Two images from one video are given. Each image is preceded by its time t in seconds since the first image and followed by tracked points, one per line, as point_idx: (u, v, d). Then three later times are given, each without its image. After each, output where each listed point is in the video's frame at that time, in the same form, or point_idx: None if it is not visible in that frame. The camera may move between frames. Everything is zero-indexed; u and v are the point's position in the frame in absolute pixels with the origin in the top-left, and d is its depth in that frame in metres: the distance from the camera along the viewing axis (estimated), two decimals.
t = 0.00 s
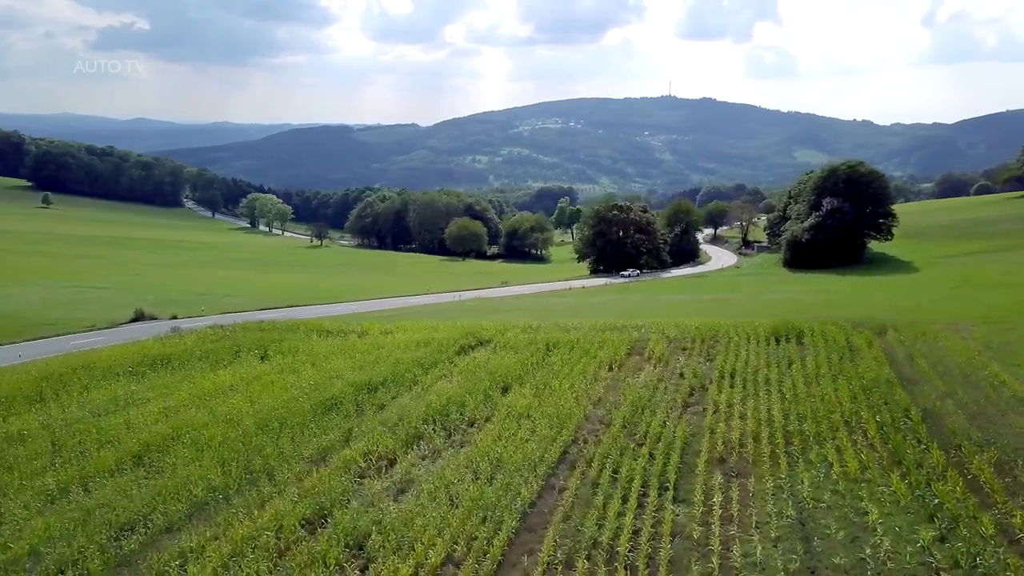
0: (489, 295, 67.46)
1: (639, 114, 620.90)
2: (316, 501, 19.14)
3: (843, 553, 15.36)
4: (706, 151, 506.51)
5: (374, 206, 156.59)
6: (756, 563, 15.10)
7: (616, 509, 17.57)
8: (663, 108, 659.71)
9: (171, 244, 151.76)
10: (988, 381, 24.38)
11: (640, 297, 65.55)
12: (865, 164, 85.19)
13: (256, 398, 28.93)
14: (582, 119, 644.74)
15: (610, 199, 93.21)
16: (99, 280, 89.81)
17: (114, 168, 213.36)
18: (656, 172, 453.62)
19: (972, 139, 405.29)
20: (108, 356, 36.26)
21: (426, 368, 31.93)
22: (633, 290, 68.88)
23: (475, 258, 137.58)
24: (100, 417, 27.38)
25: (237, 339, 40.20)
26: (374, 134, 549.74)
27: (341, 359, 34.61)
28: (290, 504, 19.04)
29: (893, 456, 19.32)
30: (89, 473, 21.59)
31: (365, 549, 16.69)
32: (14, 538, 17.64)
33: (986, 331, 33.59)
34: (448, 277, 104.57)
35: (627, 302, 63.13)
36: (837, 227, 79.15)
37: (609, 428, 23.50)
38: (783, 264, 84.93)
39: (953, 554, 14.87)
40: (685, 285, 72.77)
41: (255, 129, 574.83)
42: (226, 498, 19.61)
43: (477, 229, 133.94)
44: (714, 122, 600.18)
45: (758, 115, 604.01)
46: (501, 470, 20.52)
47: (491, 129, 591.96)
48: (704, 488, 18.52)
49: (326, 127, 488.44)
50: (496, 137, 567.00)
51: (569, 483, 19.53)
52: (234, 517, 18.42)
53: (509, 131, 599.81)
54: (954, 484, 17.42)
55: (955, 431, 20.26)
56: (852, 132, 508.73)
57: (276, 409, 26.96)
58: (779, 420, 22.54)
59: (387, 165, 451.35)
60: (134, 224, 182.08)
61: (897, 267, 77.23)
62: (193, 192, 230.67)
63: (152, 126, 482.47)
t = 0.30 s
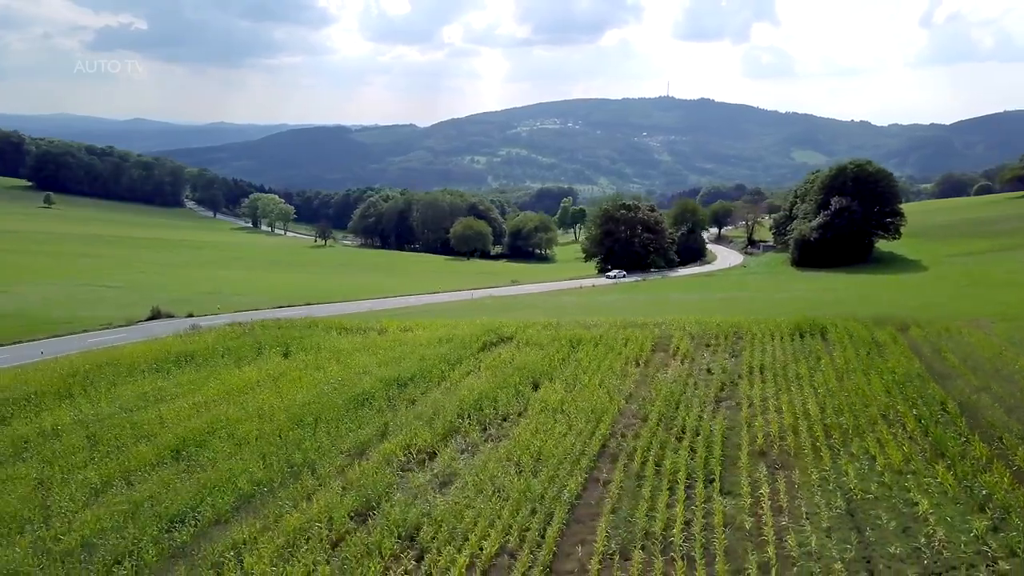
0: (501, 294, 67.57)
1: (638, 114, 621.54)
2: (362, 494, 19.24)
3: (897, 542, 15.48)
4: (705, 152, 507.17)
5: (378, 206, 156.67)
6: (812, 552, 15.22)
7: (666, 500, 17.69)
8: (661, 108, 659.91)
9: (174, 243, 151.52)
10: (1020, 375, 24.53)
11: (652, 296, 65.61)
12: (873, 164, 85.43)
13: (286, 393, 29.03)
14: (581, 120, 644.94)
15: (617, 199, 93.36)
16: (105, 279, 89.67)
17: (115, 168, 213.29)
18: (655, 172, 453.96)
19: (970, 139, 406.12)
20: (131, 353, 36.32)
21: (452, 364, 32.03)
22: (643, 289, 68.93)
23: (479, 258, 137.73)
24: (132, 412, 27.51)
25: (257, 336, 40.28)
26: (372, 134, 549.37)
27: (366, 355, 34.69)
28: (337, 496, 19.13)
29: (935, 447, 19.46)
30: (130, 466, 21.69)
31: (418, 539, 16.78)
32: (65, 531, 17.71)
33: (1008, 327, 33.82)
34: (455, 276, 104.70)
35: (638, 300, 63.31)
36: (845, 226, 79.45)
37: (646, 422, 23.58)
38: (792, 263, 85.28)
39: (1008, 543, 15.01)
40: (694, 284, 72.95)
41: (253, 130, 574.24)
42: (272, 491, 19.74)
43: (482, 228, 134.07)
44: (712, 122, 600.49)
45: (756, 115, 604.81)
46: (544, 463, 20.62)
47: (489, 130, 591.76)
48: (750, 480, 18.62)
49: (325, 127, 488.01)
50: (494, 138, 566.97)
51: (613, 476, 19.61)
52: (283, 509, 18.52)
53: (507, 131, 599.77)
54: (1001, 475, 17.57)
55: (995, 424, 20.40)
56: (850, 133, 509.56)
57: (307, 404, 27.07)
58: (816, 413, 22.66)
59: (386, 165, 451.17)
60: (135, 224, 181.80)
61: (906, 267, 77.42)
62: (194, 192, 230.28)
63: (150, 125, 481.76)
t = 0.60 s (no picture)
0: (511, 292, 67.73)
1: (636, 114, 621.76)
2: (404, 487, 19.32)
3: (946, 533, 15.59)
4: (704, 152, 507.64)
5: (381, 206, 156.68)
6: (862, 543, 15.31)
7: (710, 492, 17.78)
8: (659, 109, 660.46)
9: (177, 243, 151.38)
10: None
11: (662, 294, 65.72)
12: (879, 163, 85.65)
13: (312, 389, 29.12)
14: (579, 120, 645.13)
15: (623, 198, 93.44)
16: (111, 279, 89.58)
17: (115, 168, 213.01)
18: (654, 172, 454.43)
19: (968, 140, 407.02)
20: (152, 351, 36.36)
21: (476, 361, 32.13)
22: (653, 288, 69.12)
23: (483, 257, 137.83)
24: (160, 408, 27.59)
25: (275, 334, 40.32)
26: (371, 134, 549.16)
27: (388, 352, 34.78)
28: (379, 490, 19.21)
29: (973, 441, 19.59)
30: (167, 461, 21.74)
31: (467, 531, 16.85)
32: (111, 524, 17.77)
33: None
34: (460, 275, 104.73)
35: (648, 299, 63.46)
36: (853, 225, 79.65)
37: (679, 417, 23.65)
38: (799, 262, 85.59)
39: None
40: (703, 283, 73.17)
41: (252, 130, 573.63)
42: (312, 483, 19.84)
43: (486, 228, 134.15)
44: (710, 123, 601.07)
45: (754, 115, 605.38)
46: (583, 456, 20.69)
47: (488, 130, 591.75)
48: (791, 473, 18.72)
49: (324, 127, 487.76)
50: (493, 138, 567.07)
51: (653, 469, 19.68)
52: (326, 503, 18.59)
53: (506, 132, 599.91)
54: None
55: None
56: (849, 133, 510.34)
57: (336, 399, 27.18)
58: (849, 407, 22.77)
59: (385, 165, 450.82)
60: (136, 224, 181.61)
61: (913, 266, 77.66)
62: (194, 192, 229.96)
63: (149, 125, 481.15)
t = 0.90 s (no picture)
0: (522, 290, 67.94)
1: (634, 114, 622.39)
2: (453, 480, 19.45)
3: (1001, 522, 15.76)
4: (702, 153, 508.55)
5: (384, 206, 156.98)
6: (918, 531, 15.49)
7: (761, 482, 17.92)
8: (657, 109, 661.26)
9: (180, 242, 151.19)
10: None
11: (675, 293, 65.91)
12: (886, 161, 86.01)
13: (344, 384, 29.26)
14: (577, 120, 645.16)
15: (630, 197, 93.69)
16: (118, 278, 89.57)
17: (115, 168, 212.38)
18: (653, 172, 454.98)
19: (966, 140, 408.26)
20: (177, 348, 36.49)
21: (504, 357, 32.31)
22: (663, 286, 69.42)
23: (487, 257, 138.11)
24: (193, 402, 27.74)
25: (297, 330, 40.45)
26: (369, 134, 548.91)
27: (413, 348, 34.90)
28: (428, 482, 19.34)
29: (1017, 433, 19.75)
30: (211, 454, 21.86)
31: (523, 522, 16.95)
32: (166, 516, 17.90)
33: None
34: (466, 274, 104.99)
35: (660, 297, 63.70)
36: (861, 223, 79.96)
37: (716, 411, 23.81)
38: (807, 261, 85.92)
39: None
40: (712, 281, 73.43)
41: (250, 130, 573.02)
42: (360, 475, 19.96)
43: (491, 227, 134.43)
44: (708, 123, 602.09)
45: (752, 116, 606.45)
46: (626, 448, 20.84)
47: (486, 130, 592.03)
48: (838, 463, 18.87)
49: (322, 128, 487.52)
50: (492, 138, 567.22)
51: (699, 461, 19.79)
52: (377, 494, 18.70)
53: (505, 132, 600.14)
54: None
55: None
56: (846, 133, 511.62)
57: (370, 394, 27.34)
58: (886, 399, 22.92)
59: (384, 165, 450.88)
60: (138, 224, 181.30)
61: (921, 265, 77.97)
62: (195, 192, 229.60)
63: (147, 126, 480.45)
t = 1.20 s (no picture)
0: (533, 290, 68.05)
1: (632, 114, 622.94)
2: (496, 473, 19.58)
3: None
4: (700, 153, 509.27)
5: (387, 206, 157.11)
6: (969, 522, 15.62)
7: (806, 473, 18.03)
8: (655, 109, 661.82)
9: (183, 242, 151.07)
10: None
11: (686, 291, 66.09)
12: (893, 161, 86.31)
13: (372, 381, 29.38)
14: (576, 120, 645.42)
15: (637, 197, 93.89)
16: (125, 278, 89.58)
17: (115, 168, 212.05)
18: (652, 172, 455.42)
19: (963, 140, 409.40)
20: (199, 347, 36.55)
21: (528, 353, 32.41)
22: (673, 285, 69.61)
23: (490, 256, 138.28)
24: (224, 398, 27.89)
25: (316, 328, 40.52)
26: (368, 134, 548.72)
27: (436, 346, 35.00)
28: (471, 475, 19.48)
29: None
30: (251, 448, 22.01)
31: (572, 514, 17.09)
32: (215, 508, 18.02)
33: None
34: (472, 274, 105.16)
35: (672, 295, 63.84)
36: (869, 222, 80.22)
37: (749, 406, 23.96)
38: (814, 259, 86.23)
39: None
40: (721, 280, 73.60)
41: (248, 131, 572.36)
42: (402, 469, 20.07)
43: (495, 227, 134.58)
44: (707, 124, 602.89)
45: (750, 116, 607.44)
46: (665, 442, 20.95)
47: (484, 131, 592.34)
48: (879, 455, 19.01)
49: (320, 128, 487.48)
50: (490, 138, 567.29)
51: (740, 453, 19.92)
52: (423, 487, 18.84)
53: (503, 132, 600.40)
54: None
55: None
56: (844, 134, 512.66)
57: (400, 390, 27.47)
58: (920, 394, 23.07)
59: (382, 166, 450.86)
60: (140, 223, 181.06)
61: (928, 264, 78.23)
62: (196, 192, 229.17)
63: (145, 125, 479.83)
